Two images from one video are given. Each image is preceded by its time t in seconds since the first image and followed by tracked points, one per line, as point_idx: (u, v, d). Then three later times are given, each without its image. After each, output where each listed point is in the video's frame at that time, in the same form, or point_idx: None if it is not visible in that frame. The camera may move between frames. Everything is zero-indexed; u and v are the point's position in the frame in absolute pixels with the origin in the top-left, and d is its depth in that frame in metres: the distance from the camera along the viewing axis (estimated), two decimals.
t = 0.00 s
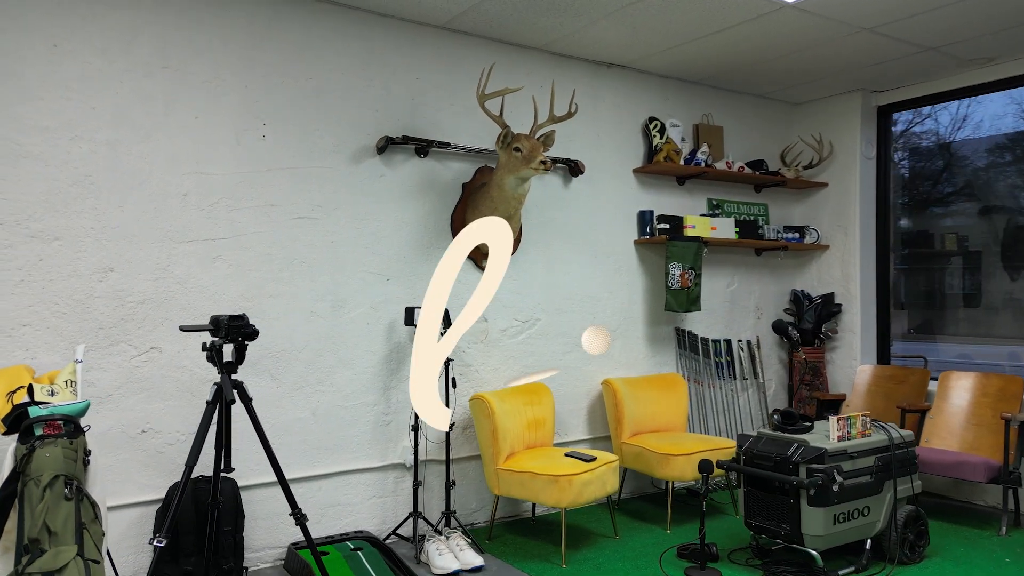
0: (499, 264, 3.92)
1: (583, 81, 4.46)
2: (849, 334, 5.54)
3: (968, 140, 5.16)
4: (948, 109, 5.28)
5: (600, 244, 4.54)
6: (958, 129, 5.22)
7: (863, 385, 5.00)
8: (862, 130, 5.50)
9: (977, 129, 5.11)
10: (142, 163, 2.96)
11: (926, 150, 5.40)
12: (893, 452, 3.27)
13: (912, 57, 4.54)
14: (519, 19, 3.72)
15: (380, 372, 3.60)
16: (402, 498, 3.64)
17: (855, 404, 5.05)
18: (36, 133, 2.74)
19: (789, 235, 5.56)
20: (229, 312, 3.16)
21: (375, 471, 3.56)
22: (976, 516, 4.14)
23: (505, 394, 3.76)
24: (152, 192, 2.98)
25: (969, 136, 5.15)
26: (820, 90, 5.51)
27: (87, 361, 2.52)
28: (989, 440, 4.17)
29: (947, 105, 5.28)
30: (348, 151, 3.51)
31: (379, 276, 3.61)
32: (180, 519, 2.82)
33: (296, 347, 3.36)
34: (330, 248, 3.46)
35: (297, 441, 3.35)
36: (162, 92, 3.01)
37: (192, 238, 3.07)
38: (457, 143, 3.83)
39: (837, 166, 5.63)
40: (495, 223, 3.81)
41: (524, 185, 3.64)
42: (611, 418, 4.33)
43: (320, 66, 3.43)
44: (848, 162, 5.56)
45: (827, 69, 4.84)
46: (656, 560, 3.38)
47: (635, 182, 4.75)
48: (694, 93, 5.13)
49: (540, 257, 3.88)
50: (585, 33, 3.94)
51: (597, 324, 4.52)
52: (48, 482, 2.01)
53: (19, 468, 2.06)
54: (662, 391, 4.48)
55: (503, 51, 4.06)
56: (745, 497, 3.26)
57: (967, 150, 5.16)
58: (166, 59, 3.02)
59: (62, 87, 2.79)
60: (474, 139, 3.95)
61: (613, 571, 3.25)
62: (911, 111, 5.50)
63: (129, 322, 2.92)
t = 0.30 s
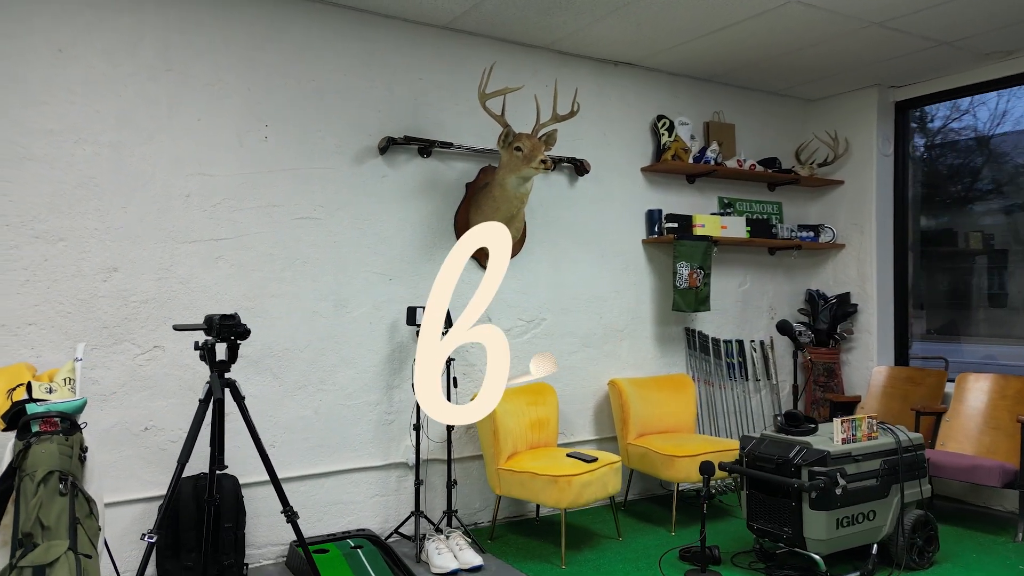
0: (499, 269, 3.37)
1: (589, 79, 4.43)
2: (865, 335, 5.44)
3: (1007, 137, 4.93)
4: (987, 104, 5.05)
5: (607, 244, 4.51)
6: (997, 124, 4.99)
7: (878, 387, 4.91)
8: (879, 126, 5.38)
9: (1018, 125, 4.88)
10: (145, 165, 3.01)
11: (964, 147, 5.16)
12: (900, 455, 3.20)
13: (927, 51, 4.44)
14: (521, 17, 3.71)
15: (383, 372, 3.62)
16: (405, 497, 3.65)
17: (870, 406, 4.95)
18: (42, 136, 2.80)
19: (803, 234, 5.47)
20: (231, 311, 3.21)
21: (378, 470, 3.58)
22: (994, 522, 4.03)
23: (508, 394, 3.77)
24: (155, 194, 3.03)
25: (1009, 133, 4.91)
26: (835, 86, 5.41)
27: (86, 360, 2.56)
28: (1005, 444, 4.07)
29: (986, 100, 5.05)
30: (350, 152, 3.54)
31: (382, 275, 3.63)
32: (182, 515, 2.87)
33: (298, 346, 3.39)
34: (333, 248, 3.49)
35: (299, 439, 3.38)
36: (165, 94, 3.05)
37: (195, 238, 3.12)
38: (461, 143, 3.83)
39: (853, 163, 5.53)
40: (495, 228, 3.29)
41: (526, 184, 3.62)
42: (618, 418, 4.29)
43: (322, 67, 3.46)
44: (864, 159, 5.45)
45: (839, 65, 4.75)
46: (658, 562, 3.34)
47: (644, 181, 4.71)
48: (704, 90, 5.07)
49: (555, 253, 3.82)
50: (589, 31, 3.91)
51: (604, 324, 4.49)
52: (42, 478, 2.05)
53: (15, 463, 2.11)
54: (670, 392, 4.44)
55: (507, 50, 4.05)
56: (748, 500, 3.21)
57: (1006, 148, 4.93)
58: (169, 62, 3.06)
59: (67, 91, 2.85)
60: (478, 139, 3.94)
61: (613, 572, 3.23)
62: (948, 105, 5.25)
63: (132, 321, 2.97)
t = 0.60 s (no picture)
0: (497, 269, 3.90)
1: (595, 78, 4.41)
2: (881, 336, 5.34)
3: None
4: None
5: (613, 243, 4.48)
6: None
7: (892, 389, 4.81)
8: (895, 122, 5.28)
9: None
10: (148, 167, 3.06)
11: (1004, 143, 4.92)
12: (906, 458, 3.13)
13: (941, 46, 4.34)
14: (523, 17, 3.71)
15: (385, 371, 3.64)
16: (407, 495, 3.67)
17: (884, 408, 4.86)
18: (47, 139, 2.87)
19: (817, 233, 5.38)
20: (233, 311, 3.25)
21: (380, 469, 3.60)
22: (1010, 528, 3.92)
23: (509, 394, 3.77)
24: (158, 196, 3.08)
25: None
26: (850, 83, 5.32)
27: (85, 358, 2.62)
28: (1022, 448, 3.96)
29: None
30: (352, 153, 3.56)
31: (384, 276, 3.65)
32: (182, 511, 2.93)
33: (300, 345, 3.42)
34: (335, 249, 3.51)
35: (301, 437, 3.42)
36: (168, 98, 3.11)
37: (197, 239, 3.17)
38: (463, 143, 3.83)
39: (869, 161, 5.43)
40: (493, 232, 3.81)
41: (527, 184, 3.61)
42: (623, 419, 4.27)
43: (324, 68, 3.49)
44: (880, 156, 5.35)
45: (852, 61, 4.67)
46: (658, 565, 3.32)
47: (651, 180, 4.67)
48: (715, 88, 5.01)
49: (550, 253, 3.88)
50: (593, 29, 3.89)
51: (610, 324, 4.47)
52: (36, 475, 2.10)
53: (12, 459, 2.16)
54: (677, 393, 4.40)
55: (511, 50, 4.05)
56: (749, 503, 3.17)
57: None
58: (172, 66, 3.12)
59: (71, 96, 2.91)
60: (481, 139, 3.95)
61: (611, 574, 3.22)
62: (986, 99, 5.02)
63: (135, 320, 3.03)
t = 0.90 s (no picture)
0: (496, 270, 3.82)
1: (600, 77, 4.39)
2: (897, 337, 5.23)
3: None
4: None
5: (619, 242, 4.46)
6: None
7: (906, 392, 4.71)
8: (911, 119, 5.17)
9: None
10: (151, 169, 3.12)
11: None
12: (911, 462, 3.07)
13: (955, 40, 4.25)
14: (525, 16, 3.70)
15: (386, 370, 3.66)
16: (409, 494, 3.69)
17: (897, 412, 4.75)
18: (52, 143, 2.94)
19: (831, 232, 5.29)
20: (235, 311, 3.30)
21: (381, 468, 3.63)
22: None
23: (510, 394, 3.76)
24: (161, 198, 3.14)
25: None
26: (864, 79, 5.22)
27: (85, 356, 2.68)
28: None
29: None
30: (354, 154, 3.59)
31: (385, 276, 3.67)
32: (182, 507, 2.98)
33: (301, 344, 3.46)
34: (336, 249, 3.54)
35: (303, 436, 3.45)
36: (171, 101, 3.16)
37: (199, 240, 3.22)
38: (465, 143, 3.83)
39: (884, 158, 5.32)
40: (493, 233, 3.74)
41: (527, 185, 3.57)
42: (628, 420, 4.24)
43: (325, 71, 3.52)
44: (896, 153, 5.24)
45: (864, 56, 4.58)
46: (657, 567, 3.29)
47: (658, 179, 4.63)
48: (724, 86, 4.96)
49: (552, 250, 3.68)
50: (596, 27, 3.87)
51: (616, 324, 4.44)
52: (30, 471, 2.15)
53: (9, 454, 2.21)
54: (683, 394, 4.36)
55: (514, 49, 4.05)
56: (749, 505, 3.13)
57: None
58: (174, 70, 3.17)
59: (76, 100, 2.98)
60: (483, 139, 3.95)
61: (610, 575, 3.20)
62: None
63: (139, 319, 3.09)
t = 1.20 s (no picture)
0: (497, 271, 3.87)
1: (605, 76, 4.37)
2: (912, 337, 5.12)
3: None
4: None
5: (625, 242, 4.43)
6: None
7: (919, 395, 4.61)
8: (927, 115, 5.06)
9: None
10: (154, 171, 3.18)
11: None
12: (915, 466, 3.01)
13: (969, 34, 4.16)
14: (525, 16, 3.70)
15: (388, 370, 3.68)
16: (410, 493, 3.71)
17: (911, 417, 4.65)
18: (58, 146, 3.01)
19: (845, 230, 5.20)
20: (236, 311, 3.34)
21: (382, 467, 3.65)
22: None
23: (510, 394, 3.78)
24: (163, 200, 3.19)
25: None
26: (878, 74, 5.12)
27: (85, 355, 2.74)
28: None
29: None
30: (355, 154, 3.62)
31: (387, 276, 3.69)
32: (182, 505, 3.02)
33: (302, 344, 3.49)
34: (338, 250, 3.57)
35: (304, 434, 3.49)
36: (173, 104, 3.22)
37: (202, 241, 3.27)
38: (466, 143, 3.84)
39: (900, 155, 5.21)
40: (494, 233, 3.82)
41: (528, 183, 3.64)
42: (632, 421, 4.21)
43: (326, 73, 3.55)
44: (911, 150, 5.13)
45: (875, 52, 4.50)
46: (655, 569, 3.27)
47: (665, 178, 4.60)
48: (733, 83, 4.90)
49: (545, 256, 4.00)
50: (598, 26, 3.85)
51: (621, 324, 4.42)
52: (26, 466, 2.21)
53: (8, 450, 2.26)
54: (689, 395, 4.32)
55: (517, 49, 4.05)
56: (748, 508, 3.09)
57: None
58: (177, 73, 3.22)
59: (81, 104, 3.05)
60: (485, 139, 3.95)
61: None
62: None
63: (142, 319, 3.15)
